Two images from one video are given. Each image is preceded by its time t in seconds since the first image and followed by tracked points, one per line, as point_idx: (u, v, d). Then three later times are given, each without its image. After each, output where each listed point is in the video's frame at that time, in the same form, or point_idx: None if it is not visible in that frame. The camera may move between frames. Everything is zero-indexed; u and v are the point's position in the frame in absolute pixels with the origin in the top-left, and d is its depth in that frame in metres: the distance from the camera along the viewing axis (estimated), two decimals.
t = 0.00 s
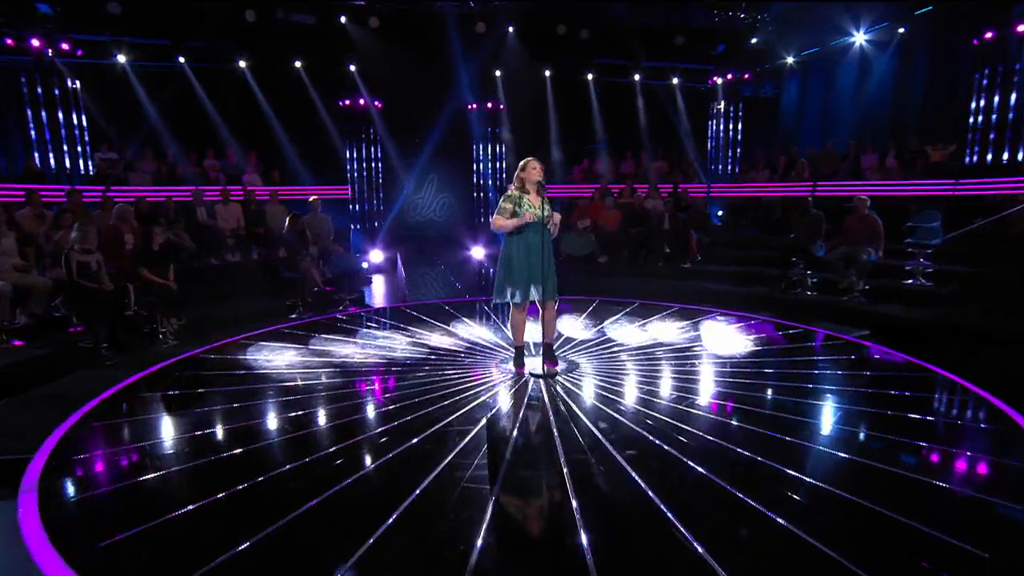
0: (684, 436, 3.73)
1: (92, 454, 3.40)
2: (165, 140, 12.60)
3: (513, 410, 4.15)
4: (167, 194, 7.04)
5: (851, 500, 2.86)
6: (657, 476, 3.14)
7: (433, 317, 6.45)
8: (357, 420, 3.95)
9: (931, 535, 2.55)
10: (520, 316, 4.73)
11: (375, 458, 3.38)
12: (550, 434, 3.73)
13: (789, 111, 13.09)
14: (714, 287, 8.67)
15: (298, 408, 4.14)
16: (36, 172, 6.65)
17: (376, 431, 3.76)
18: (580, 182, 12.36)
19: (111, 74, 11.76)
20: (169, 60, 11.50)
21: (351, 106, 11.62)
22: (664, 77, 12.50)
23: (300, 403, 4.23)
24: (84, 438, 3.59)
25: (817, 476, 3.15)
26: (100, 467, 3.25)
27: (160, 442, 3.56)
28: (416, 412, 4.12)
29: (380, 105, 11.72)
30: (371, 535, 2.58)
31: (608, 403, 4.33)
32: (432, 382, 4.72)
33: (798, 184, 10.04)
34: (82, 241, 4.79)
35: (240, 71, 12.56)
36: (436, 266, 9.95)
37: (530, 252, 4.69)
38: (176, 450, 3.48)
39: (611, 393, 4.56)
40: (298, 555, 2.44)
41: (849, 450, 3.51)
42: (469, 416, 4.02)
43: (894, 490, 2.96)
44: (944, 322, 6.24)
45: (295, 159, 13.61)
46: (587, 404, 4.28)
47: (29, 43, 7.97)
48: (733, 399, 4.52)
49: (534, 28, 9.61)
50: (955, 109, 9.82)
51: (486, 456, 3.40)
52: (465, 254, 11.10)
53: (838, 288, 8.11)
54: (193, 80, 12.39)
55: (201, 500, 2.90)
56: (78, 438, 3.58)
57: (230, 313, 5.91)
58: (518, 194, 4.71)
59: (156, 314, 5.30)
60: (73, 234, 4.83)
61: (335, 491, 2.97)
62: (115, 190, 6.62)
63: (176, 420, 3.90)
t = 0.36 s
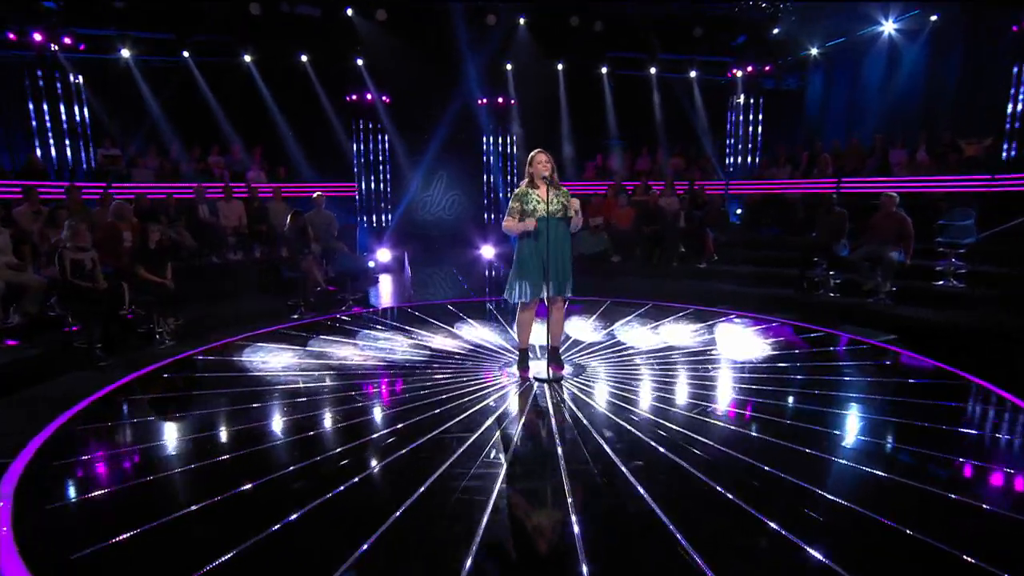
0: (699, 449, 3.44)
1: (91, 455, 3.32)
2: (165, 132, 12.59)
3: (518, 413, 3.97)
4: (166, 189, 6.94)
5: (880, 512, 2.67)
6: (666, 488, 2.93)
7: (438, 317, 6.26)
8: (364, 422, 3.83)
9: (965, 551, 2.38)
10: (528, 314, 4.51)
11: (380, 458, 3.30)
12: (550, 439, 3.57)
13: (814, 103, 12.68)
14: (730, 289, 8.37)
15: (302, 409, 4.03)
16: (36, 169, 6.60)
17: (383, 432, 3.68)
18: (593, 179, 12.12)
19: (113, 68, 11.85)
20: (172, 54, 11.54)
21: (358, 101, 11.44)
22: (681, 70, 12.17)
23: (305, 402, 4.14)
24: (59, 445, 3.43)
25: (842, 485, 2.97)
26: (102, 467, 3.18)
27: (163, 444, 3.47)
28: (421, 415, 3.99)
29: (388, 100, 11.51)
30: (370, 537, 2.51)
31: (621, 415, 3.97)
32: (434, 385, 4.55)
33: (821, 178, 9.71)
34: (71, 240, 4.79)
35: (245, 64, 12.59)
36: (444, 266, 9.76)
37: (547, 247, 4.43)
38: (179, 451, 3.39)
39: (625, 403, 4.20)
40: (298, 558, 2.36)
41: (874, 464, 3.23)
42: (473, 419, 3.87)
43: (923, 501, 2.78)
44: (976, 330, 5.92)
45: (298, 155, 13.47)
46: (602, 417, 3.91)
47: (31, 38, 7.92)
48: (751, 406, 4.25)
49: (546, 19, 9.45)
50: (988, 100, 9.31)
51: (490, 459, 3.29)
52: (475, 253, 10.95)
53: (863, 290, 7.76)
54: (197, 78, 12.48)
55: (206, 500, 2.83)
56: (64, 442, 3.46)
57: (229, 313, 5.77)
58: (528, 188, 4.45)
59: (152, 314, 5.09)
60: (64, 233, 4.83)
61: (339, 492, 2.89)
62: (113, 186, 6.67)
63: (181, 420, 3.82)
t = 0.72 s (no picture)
0: (712, 462, 3.29)
1: (91, 458, 3.26)
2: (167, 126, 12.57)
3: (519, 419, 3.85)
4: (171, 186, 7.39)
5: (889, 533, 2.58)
6: (670, 502, 2.86)
7: (444, 317, 6.06)
8: (372, 426, 3.77)
9: (980, 572, 2.31)
10: (535, 317, 4.22)
11: (384, 461, 3.30)
12: (552, 442, 3.53)
13: (841, 94, 11.98)
14: (749, 290, 8.00)
15: (311, 411, 3.98)
16: (34, 166, 6.51)
17: (389, 434, 3.65)
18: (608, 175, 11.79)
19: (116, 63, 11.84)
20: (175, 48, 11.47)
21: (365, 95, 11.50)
22: (700, 61, 11.78)
23: (308, 404, 4.08)
24: (40, 451, 3.32)
25: (854, 499, 2.87)
26: (104, 470, 3.15)
27: (167, 446, 3.42)
28: (425, 418, 3.91)
29: (396, 93, 11.59)
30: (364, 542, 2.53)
31: (632, 427, 3.76)
32: (436, 389, 4.40)
33: (850, 175, 9.34)
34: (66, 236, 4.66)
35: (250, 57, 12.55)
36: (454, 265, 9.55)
37: (556, 248, 4.15)
38: (183, 455, 3.35)
39: (638, 413, 3.99)
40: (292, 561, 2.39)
41: (886, 475, 3.13)
42: (472, 427, 3.74)
43: (942, 521, 2.67)
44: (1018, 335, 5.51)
45: (301, 151, 13.38)
46: (613, 431, 3.69)
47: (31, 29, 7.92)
48: (770, 419, 3.96)
49: (560, 9, 9.19)
50: None
51: (487, 471, 3.18)
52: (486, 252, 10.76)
53: (891, 291, 7.35)
54: (203, 74, 12.48)
55: (209, 502, 2.84)
56: (42, 450, 3.33)
57: (225, 314, 5.62)
58: (534, 185, 4.21)
59: (148, 313, 4.96)
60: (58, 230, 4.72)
61: (342, 494, 2.92)
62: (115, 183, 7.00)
63: (187, 419, 3.78)
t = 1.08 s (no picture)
0: (729, 483, 2.97)
1: (91, 462, 3.15)
2: (167, 121, 12.56)
3: (517, 434, 3.53)
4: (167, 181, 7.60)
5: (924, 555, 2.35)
6: (680, 524, 2.58)
7: (448, 319, 5.83)
8: (379, 430, 3.61)
9: None
10: (535, 322, 3.97)
11: (390, 464, 3.17)
12: (551, 457, 3.25)
13: (873, 87, 11.66)
14: (770, 292, 7.64)
15: (313, 414, 3.82)
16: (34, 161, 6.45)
17: (395, 439, 3.49)
18: (623, 171, 11.47)
19: (117, 55, 11.83)
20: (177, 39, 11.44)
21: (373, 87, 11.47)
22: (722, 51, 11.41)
23: (312, 407, 3.92)
24: (27, 460, 3.17)
25: (887, 524, 2.58)
26: (104, 475, 3.04)
27: (168, 451, 3.30)
28: (428, 424, 3.72)
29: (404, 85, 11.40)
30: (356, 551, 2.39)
31: (643, 440, 3.48)
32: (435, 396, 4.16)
33: (880, 170, 8.86)
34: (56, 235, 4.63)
35: (253, 49, 12.49)
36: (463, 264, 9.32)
37: (559, 246, 3.89)
38: (185, 459, 3.22)
39: (652, 425, 3.70)
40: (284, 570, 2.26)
41: (921, 498, 2.81)
42: (471, 435, 3.54)
43: (989, 552, 2.37)
44: None
45: (305, 146, 13.22)
46: (621, 441, 3.44)
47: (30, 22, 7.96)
48: (793, 433, 3.63)
49: None
50: None
51: (481, 485, 2.95)
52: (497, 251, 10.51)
53: (925, 294, 6.93)
54: (206, 66, 12.48)
55: (207, 507, 2.73)
56: (17, 459, 3.17)
57: (221, 316, 5.44)
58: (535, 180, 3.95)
59: (143, 313, 4.83)
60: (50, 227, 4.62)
61: (344, 499, 2.80)
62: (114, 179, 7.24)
63: (187, 423, 3.66)
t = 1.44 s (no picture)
0: (743, 504, 2.73)
1: (87, 471, 3.01)
2: (164, 115, 12.53)
3: (514, 443, 3.35)
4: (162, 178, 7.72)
5: None
6: (687, 550, 2.38)
7: (449, 322, 5.57)
8: (385, 436, 3.45)
9: None
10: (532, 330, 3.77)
11: (395, 467, 3.08)
12: (547, 468, 3.06)
13: (906, 80, 10.97)
14: (791, 293, 7.27)
15: (317, 417, 3.68)
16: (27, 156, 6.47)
17: (403, 445, 3.35)
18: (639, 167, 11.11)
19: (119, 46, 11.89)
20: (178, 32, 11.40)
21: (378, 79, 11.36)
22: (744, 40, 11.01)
23: (321, 411, 3.76)
24: (15, 468, 3.02)
25: (916, 554, 2.36)
26: (102, 480, 2.93)
27: (168, 456, 3.17)
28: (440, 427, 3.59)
29: (411, 78, 11.13)
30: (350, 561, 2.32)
31: (651, 456, 3.20)
32: (434, 404, 3.91)
33: (913, 164, 8.32)
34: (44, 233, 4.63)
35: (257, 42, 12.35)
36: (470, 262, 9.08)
37: (563, 248, 3.76)
38: (185, 465, 3.09)
39: (667, 441, 3.39)
40: None
41: (956, 527, 2.55)
42: (466, 445, 3.34)
43: None
44: None
45: (306, 140, 13.10)
46: (623, 454, 3.22)
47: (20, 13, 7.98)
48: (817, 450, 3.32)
49: None
50: None
51: (472, 497, 2.80)
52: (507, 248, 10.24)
53: (957, 297, 6.51)
54: (205, 58, 12.29)
55: (209, 511, 2.66)
56: None
57: (214, 317, 5.34)
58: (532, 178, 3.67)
59: (134, 315, 4.75)
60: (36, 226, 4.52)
61: (344, 504, 2.72)
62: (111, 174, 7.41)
63: (188, 427, 3.52)
